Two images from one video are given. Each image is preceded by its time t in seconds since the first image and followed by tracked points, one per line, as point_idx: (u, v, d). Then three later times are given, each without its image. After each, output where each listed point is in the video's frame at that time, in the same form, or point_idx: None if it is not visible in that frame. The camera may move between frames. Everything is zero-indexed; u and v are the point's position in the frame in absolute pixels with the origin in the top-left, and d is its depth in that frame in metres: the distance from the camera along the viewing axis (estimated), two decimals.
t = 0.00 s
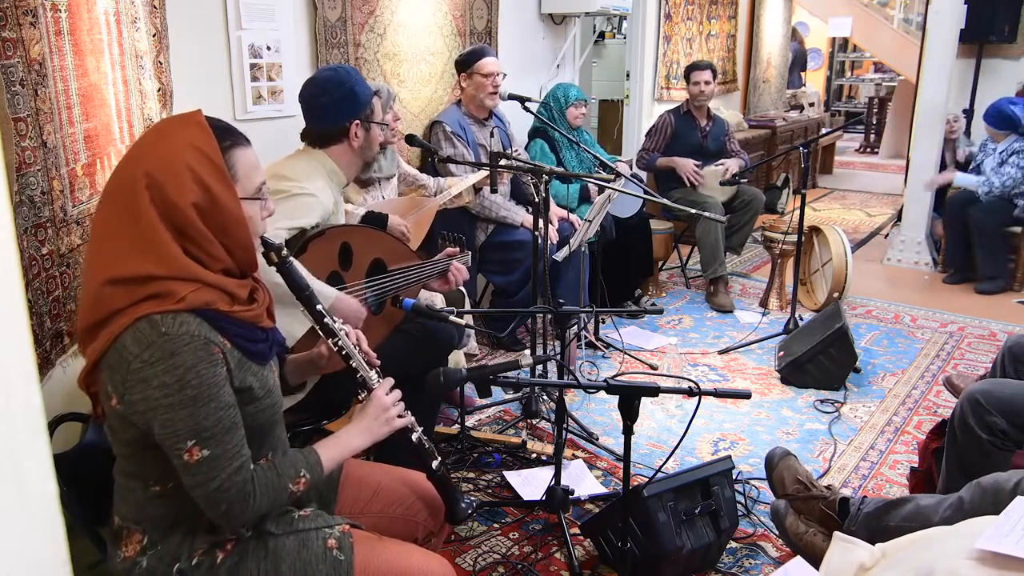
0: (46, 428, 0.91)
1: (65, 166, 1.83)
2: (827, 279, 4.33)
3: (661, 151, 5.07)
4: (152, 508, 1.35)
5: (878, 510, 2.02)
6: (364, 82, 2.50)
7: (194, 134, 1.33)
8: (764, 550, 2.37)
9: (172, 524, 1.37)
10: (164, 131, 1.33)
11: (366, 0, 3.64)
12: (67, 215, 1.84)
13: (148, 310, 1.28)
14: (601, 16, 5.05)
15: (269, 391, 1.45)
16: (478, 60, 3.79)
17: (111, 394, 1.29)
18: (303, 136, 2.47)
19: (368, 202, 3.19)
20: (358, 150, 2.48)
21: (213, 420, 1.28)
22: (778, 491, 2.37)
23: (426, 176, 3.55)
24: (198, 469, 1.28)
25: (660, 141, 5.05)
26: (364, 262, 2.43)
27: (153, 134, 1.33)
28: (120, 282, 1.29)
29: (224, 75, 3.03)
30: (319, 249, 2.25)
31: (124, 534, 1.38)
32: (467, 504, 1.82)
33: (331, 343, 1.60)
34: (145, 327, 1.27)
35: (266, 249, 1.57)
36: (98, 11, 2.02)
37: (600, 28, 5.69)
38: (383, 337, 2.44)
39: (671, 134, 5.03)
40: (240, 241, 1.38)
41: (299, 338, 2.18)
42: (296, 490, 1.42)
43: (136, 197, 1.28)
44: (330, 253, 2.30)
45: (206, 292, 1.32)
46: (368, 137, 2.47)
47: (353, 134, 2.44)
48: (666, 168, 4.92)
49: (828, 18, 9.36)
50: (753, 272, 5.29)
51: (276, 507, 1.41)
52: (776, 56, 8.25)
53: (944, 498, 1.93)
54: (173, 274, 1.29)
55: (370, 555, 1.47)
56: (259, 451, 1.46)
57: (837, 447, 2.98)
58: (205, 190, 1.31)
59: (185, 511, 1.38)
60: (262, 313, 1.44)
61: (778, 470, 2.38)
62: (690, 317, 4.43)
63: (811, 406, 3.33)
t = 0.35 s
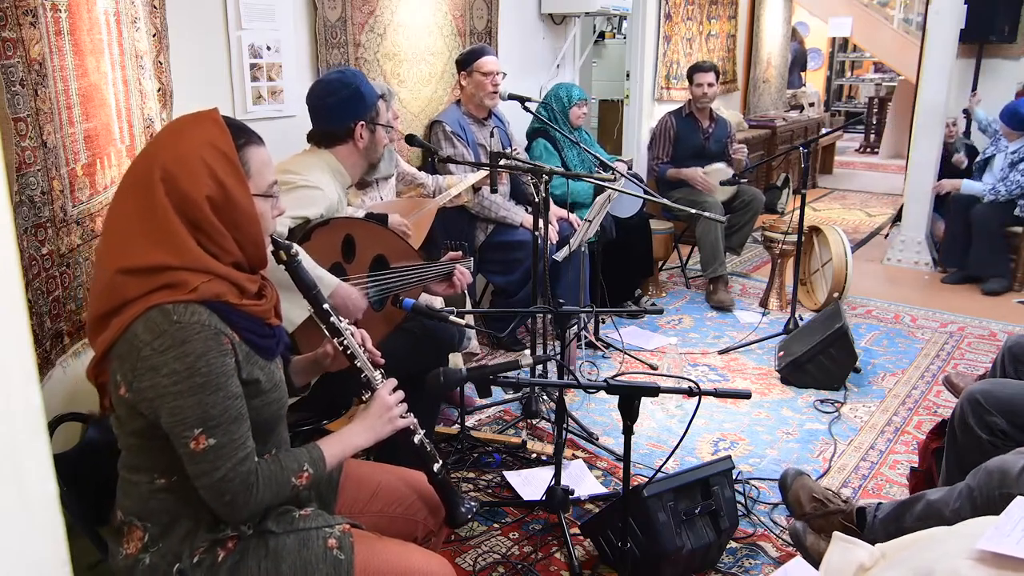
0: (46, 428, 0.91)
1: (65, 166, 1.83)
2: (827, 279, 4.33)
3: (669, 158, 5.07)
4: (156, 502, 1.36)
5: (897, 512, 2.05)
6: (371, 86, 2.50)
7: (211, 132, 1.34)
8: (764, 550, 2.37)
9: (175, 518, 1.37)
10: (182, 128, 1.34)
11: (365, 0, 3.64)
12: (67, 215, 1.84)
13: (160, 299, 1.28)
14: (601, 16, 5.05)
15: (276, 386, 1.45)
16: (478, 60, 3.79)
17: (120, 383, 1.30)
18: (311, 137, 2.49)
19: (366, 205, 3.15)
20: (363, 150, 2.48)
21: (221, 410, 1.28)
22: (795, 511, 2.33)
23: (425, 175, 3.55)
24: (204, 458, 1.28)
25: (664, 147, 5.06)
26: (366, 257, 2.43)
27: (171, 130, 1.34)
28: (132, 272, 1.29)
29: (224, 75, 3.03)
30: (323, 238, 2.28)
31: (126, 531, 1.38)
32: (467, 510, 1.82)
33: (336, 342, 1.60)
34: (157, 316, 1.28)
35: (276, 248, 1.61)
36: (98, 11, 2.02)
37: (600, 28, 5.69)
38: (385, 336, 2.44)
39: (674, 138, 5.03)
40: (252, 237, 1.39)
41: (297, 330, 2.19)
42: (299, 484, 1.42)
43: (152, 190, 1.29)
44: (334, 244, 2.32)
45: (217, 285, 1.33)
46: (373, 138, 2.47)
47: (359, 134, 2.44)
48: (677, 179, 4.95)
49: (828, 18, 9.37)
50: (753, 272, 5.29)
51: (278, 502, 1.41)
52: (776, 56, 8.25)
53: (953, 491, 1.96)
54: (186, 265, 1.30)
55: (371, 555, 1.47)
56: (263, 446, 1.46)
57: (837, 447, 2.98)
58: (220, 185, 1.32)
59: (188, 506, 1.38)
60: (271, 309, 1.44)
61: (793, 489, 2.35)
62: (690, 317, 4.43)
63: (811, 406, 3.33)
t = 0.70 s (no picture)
0: (46, 428, 0.91)
1: (65, 166, 1.83)
2: (827, 279, 4.33)
3: (663, 155, 5.08)
4: (156, 496, 1.36)
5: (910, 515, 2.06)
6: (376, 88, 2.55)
7: (233, 133, 1.35)
8: (764, 550, 2.37)
9: (174, 514, 1.37)
10: (204, 127, 1.35)
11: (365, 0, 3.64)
12: (67, 215, 1.84)
13: (169, 291, 1.29)
14: (601, 16, 5.05)
15: (280, 384, 1.45)
16: (478, 59, 3.79)
17: (125, 372, 1.30)
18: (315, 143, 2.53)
19: (366, 206, 3.18)
20: (366, 152, 2.51)
21: (222, 403, 1.29)
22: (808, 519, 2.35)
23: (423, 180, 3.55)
24: (203, 450, 1.29)
25: (662, 144, 5.06)
26: (366, 257, 2.41)
27: (193, 129, 1.35)
28: (143, 263, 1.30)
29: (224, 75, 3.03)
30: (320, 237, 2.26)
31: (126, 528, 1.38)
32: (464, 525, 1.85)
33: (342, 348, 1.61)
34: (166, 307, 1.28)
35: (288, 251, 1.62)
36: (98, 11, 2.02)
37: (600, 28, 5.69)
38: (386, 336, 2.44)
39: (674, 137, 5.03)
40: (265, 237, 1.39)
41: (298, 329, 2.17)
42: (295, 484, 1.41)
43: (169, 184, 1.30)
44: (332, 243, 2.29)
45: (227, 281, 1.33)
46: (376, 142, 2.50)
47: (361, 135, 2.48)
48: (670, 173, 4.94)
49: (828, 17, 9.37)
50: (753, 272, 5.29)
51: (275, 501, 1.41)
52: (776, 56, 8.24)
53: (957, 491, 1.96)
54: (197, 259, 1.30)
55: (371, 555, 1.47)
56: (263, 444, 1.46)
57: (837, 447, 2.98)
58: (236, 184, 1.32)
59: (188, 503, 1.38)
60: (279, 309, 1.44)
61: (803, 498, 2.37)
62: (690, 317, 4.43)
63: (811, 406, 3.33)
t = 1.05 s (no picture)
0: (46, 428, 0.91)
1: (65, 166, 1.83)
2: (827, 279, 4.33)
3: (659, 152, 5.09)
4: (156, 494, 1.36)
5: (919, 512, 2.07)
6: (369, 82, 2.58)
7: (244, 134, 1.35)
8: (764, 550, 2.37)
9: (174, 513, 1.38)
10: (217, 128, 1.35)
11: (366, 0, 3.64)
12: (67, 215, 1.84)
13: (175, 288, 1.29)
14: (601, 16, 5.05)
15: (281, 384, 1.45)
16: (478, 59, 3.79)
17: (129, 367, 1.30)
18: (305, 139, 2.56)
19: (366, 205, 3.19)
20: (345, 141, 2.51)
21: (223, 400, 1.29)
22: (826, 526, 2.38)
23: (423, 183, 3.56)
24: (202, 447, 1.29)
25: (659, 143, 5.06)
26: (362, 260, 2.42)
27: (206, 129, 1.35)
28: (150, 260, 1.30)
29: (224, 75, 3.03)
30: (317, 245, 2.27)
31: (127, 527, 1.38)
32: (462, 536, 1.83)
33: (345, 352, 1.61)
34: (171, 304, 1.28)
35: (294, 254, 1.59)
36: (98, 11, 2.02)
37: (600, 28, 5.69)
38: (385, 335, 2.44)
39: (672, 136, 5.03)
40: (273, 238, 1.39)
41: (299, 332, 2.17)
42: (292, 486, 1.41)
43: (179, 183, 1.30)
44: (328, 248, 2.30)
45: (233, 280, 1.33)
46: (354, 130, 2.49)
47: (338, 126, 2.49)
48: (665, 171, 4.94)
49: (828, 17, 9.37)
50: (753, 272, 5.29)
51: (274, 501, 1.41)
52: (776, 56, 8.24)
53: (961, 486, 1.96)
54: (204, 257, 1.31)
55: (371, 554, 1.47)
56: (263, 445, 1.46)
57: (837, 447, 2.98)
58: (245, 184, 1.32)
59: (188, 502, 1.38)
60: (283, 310, 1.44)
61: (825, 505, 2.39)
62: (690, 317, 4.43)
63: (811, 406, 3.33)
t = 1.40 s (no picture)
0: (46, 428, 0.91)
1: (65, 166, 1.83)
2: (827, 279, 4.33)
3: (660, 155, 5.10)
4: (155, 496, 1.36)
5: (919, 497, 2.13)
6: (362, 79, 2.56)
7: (241, 135, 1.36)
8: (764, 550, 2.37)
9: (173, 514, 1.38)
10: (214, 129, 1.36)
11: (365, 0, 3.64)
12: (67, 215, 1.84)
13: (172, 290, 1.29)
14: (601, 16, 5.05)
15: (280, 386, 1.45)
16: (478, 60, 3.78)
17: (126, 369, 1.30)
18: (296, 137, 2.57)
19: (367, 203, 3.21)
20: (332, 138, 2.51)
21: (221, 403, 1.29)
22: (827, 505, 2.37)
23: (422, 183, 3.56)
24: (200, 449, 1.29)
25: (659, 144, 5.07)
26: (357, 267, 2.43)
27: (203, 130, 1.36)
28: (148, 261, 1.30)
29: (224, 75, 3.03)
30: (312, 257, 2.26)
31: (127, 528, 1.38)
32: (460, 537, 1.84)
33: (343, 353, 1.61)
34: (169, 306, 1.28)
35: (293, 254, 1.61)
36: (98, 11, 2.02)
37: (600, 28, 5.69)
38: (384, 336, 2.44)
39: (671, 137, 5.04)
40: (270, 239, 1.39)
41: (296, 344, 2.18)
42: (291, 488, 1.41)
43: (176, 183, 1.30)
44: (323, 259, 2.30)
45: (230, 281, 1.33)
46: (340, 127, 2.49)
47: (323, 124, 2.49)
48: (667, 171, 4.95)
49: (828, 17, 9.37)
50: (753, 272, 5.29)
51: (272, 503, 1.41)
52: (776, 56, 8.24)
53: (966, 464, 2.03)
54: (201, 258, 1.31)
55: (371, 554, 1.47)
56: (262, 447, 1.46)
57: (837, 447, 2.98)
58: (243, 185, 1.33)
59: (187, 503, 1.38)
60: (281, 312, 1.44)
61: (825, 485, 2.37)
62: (690, 317, 4.43)
63: (811, 406, 3.33)
